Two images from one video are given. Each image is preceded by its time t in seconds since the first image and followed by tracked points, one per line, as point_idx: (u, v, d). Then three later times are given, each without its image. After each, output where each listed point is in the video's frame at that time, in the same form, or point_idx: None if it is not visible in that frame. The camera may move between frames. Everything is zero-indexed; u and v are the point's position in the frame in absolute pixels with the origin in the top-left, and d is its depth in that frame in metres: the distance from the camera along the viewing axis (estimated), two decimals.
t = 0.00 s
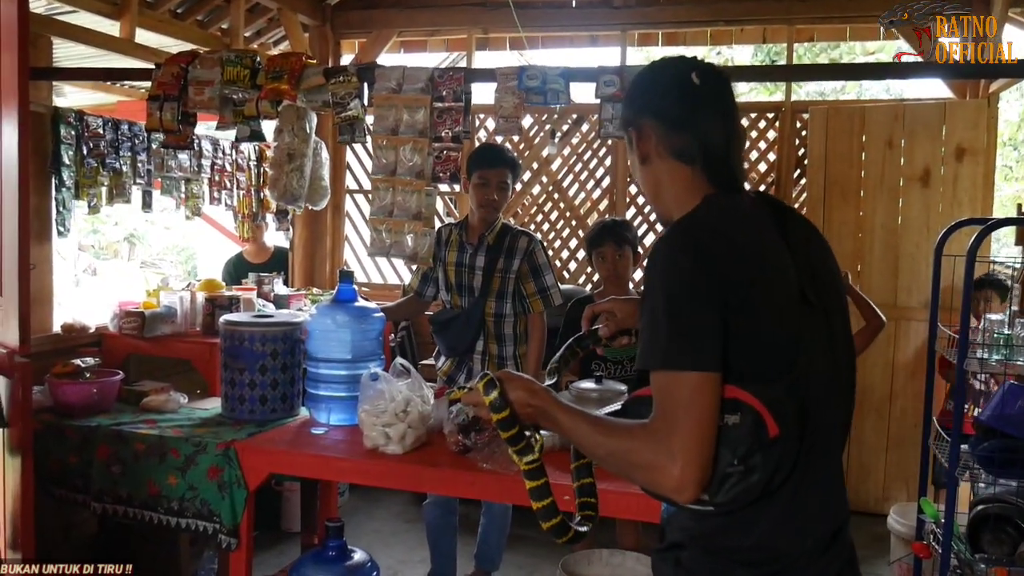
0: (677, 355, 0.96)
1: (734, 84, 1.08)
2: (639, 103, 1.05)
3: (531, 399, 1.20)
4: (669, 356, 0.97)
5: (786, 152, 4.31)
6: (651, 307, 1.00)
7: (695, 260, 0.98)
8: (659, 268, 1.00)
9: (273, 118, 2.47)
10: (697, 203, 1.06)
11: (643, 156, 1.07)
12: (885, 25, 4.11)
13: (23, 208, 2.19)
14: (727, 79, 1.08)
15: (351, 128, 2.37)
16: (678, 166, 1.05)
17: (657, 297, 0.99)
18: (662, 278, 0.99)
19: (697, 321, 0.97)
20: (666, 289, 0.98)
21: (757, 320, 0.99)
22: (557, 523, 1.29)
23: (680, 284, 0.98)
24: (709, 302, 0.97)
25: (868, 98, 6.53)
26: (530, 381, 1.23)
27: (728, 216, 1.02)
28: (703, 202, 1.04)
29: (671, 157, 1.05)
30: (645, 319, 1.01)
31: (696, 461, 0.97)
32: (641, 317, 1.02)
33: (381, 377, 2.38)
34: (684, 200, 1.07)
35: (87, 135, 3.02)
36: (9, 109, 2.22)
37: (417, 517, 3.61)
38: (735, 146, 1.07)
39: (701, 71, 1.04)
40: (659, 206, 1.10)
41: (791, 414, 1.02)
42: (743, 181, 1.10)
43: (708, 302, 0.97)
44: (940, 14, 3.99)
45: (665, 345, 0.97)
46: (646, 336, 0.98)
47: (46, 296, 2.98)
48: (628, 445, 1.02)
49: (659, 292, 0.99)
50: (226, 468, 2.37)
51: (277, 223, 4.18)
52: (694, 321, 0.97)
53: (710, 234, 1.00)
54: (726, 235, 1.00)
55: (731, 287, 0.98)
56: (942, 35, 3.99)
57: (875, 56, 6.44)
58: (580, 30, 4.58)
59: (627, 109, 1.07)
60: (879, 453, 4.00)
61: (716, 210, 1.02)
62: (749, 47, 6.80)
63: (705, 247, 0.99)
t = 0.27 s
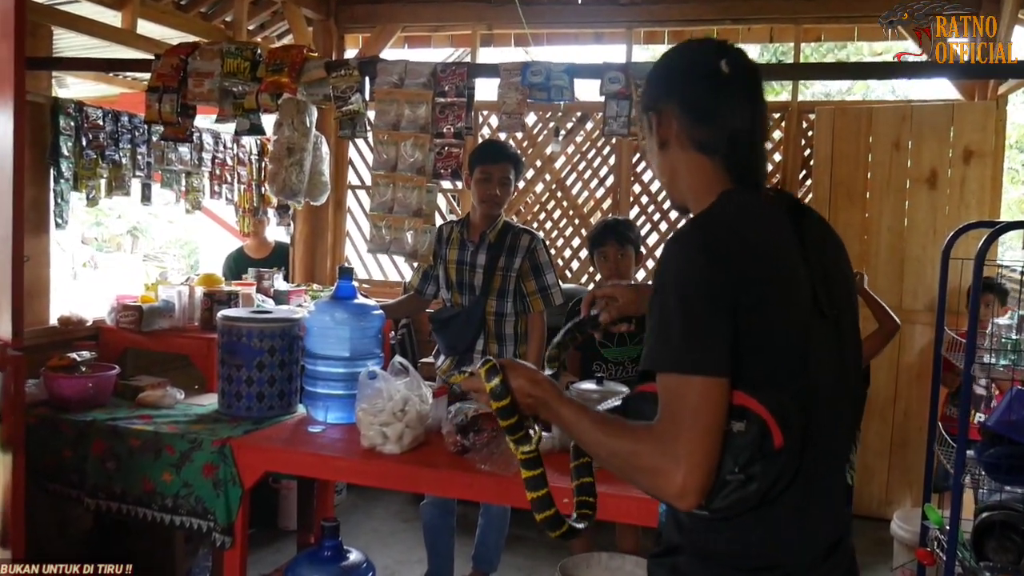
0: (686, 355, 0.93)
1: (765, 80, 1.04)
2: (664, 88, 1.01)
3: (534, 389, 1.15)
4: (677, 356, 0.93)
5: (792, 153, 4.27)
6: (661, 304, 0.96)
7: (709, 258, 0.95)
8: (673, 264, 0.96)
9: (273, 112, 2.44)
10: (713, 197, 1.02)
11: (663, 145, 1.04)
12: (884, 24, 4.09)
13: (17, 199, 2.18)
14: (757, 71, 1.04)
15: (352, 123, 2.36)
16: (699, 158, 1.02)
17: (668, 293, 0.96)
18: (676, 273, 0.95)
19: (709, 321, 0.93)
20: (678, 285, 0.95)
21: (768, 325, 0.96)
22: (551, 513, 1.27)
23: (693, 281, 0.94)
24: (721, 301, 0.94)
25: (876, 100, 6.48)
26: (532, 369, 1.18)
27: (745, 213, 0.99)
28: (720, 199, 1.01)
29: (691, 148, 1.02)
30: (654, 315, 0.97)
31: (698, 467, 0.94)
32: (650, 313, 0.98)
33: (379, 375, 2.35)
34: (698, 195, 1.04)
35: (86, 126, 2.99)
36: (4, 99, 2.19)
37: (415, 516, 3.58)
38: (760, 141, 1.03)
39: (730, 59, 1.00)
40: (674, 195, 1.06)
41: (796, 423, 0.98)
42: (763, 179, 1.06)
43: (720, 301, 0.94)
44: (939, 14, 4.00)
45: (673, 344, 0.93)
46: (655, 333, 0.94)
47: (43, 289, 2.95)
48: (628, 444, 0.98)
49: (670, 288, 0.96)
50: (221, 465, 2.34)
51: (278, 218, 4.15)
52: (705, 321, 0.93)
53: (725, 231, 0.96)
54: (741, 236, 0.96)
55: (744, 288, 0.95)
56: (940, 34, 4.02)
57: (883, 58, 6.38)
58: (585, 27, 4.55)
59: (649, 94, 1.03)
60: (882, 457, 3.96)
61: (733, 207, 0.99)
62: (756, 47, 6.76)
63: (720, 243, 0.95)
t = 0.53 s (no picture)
0: (696, 358, 0.90)
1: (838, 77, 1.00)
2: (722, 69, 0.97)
3: (528, 383, 1.12)
4: (684, 357, 0.91)
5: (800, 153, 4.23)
6: (677, 301, 0.93)
7: (736, 256, 0.91)
8: (695, 259, 0.93)
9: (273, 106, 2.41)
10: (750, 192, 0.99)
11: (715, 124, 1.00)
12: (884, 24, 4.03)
13: (11, 192, 2.17)
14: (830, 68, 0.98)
15: (353, 117, 2.32)
16: (746, 148, 0.98)
17: (686, 291, 0.93)
18: (697, 271, 0.92)
19: (726, 325, 0.90)
20: (698, 284, 0.92)
21: (784, 334, 0.93)
22: (522, 515, 1.24)
23: (714, 281, 0.91)
24: (741, 305, 0.91)
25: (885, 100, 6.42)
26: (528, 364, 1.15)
27: (777, 215, 0.95)
28: (756, 193, 0.97)
29: (741, 136, 0.98)
30: (669, 311, 0.94)
31: (691, 478, 0.92)
32: (665, 308, 0.95)
33: (378, 374, 2.32)
34: (739, 183, 1.01)
35: (86, 119, 2.96)
36: None
37: (415, 516, 3.55)
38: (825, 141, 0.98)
39: (801, 50, 0.96)
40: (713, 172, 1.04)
41: (801, 438, 0.95)
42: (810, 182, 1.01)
43: (741, 306, 0.91)
44: (939, 14, 3.96)
45: (685, 347, 0.91)
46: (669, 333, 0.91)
47: (41, 283, 2.92)
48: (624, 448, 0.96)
49: (690, 284, 0.93)
50: (218, 463, 2.31)
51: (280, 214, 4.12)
52: (722, 324, 0.90)
53: (751, 232, 0.93)
54: (771, 237, 0.93)
55: (764, 295, 0.92)
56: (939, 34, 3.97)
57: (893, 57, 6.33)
58: (592, 23, 4.51)
59: (708, 70, 0.99)
60: (887, 461, 3.91)
61: (764, 207, 0.95)
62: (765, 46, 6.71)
63: (747, 243, 0.92)
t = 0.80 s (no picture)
0: (700, 366, 0.87)
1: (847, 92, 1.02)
2: (772, 64, 0.94)
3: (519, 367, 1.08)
4: (685, 369, 0.88)
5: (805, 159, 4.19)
6: (686, 306, 0.90)
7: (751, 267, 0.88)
8: (709, 264, 0.90)
9: (270, 112, 2.38)
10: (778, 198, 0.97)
11: (757, 123, 0.96)
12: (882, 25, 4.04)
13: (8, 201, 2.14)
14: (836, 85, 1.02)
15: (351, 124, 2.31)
16: (787, 149, 0.96)
17: (695, 297, 0.90)
18: (708, 277, 0.89)
19: (738, 332, 0.87)
20: (710, 289, 0.89)
21: (791, 352, 0.90)
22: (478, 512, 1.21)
23: (729, 287, 0.88)
24: (753, 314, 0.88)
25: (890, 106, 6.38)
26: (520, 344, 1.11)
27: (793, 226, 0.92)
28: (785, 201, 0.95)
29: (786, 136, 0.96)
30: (676, 314, 0.91)
31: (666, 487, 0.90)
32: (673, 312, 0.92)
33: (376, 384, 2.29)
34: (770, 187, 0.97)
35: (85, 126, 2.94)
36: None
37: (415, 526, 3.51)
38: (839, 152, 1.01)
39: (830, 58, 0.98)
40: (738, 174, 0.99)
41: (797, 458, 0.92)
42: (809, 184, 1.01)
43: (753, 314, 0.88)
44: (939, 14, 3.99)
45: (689, 354, 0.88)
46: (678, 338, 0.88)
47: (39, 291, 2.90)
48: (607, 455, 0.93)
49: (699, 290, 0.90)
50: (214, 473, 2.28)
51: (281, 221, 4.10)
52: (734, 332, 0.87)
53: (764, 240, 0.90)
54: (788, 249, 0.90)
55: (773, 307, 0.89)
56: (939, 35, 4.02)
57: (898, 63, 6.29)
58: (594, 29, 4.48)
59: (752, 65, 0.95)
60: (892, 471, 3.87)
61: (781, 218, 0.92)
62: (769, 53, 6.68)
63: (764, 250, 0.89)
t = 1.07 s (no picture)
0: (708, 374, 0.85)
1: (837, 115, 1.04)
2: (774, 76, 0.94)
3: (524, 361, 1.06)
4: (694, 379, 0.86)
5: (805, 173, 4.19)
6: (694, 313, 0.88)
7: (761, 278, 0.87)
8: (719, 271, 0.88)
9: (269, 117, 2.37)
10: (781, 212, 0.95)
11: (763, 137, 0.94)
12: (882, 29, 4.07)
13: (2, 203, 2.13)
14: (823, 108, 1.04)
15: (350, 131, 2.29)
16: (791, 163, 0.96)
17: (703, 303, 0.88)
18: (718, 284, 0.88)
19: (745, 340, 0.86)
20: (718, 296, 0.87)
21: (800, 363, 0.88)
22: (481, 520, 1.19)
23: (738, 294, 0.86)
24: (761, 322, 0.86)
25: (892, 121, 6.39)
26: (526, 333, 1.09)
27: (803, 235, 0.91)
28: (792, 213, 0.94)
29: (790, 149, 0.95)
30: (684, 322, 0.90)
31: (667, 491, 0.88)
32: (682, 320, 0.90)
33: (372, 393, 2.27)
34: (778, 200, 0.96)
35: (83, 129, 2.93)
36: None
37: (409, 536, 3.49)
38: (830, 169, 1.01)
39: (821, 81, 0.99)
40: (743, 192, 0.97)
41: (807, 470, 0.91)
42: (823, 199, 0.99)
43: (761, 323, 0.86)
44: (939, 14, 4.01)
45: (696, 360, 0.86)
46: (685, 344, 0.87)
47: (33, 294, 2.88)
48: (609, 457, 0.92)
49: (709, 297, 0.88)
50: (206, 481, 2.25)
51: (280, 227, 4.08)
52: (739, 339, 0.86)
53: (775, 248, 0.89)
54: (799, 258, 0.89)
55: (785, 316, 0.87)
56: (939, 35, 4.00)
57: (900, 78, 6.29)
58: (596, 40, 4.48)
59: (756, 76, 0.94)
60: (890, 488, 3.85)
61: (792, 228, 0.91)
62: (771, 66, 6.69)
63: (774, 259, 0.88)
